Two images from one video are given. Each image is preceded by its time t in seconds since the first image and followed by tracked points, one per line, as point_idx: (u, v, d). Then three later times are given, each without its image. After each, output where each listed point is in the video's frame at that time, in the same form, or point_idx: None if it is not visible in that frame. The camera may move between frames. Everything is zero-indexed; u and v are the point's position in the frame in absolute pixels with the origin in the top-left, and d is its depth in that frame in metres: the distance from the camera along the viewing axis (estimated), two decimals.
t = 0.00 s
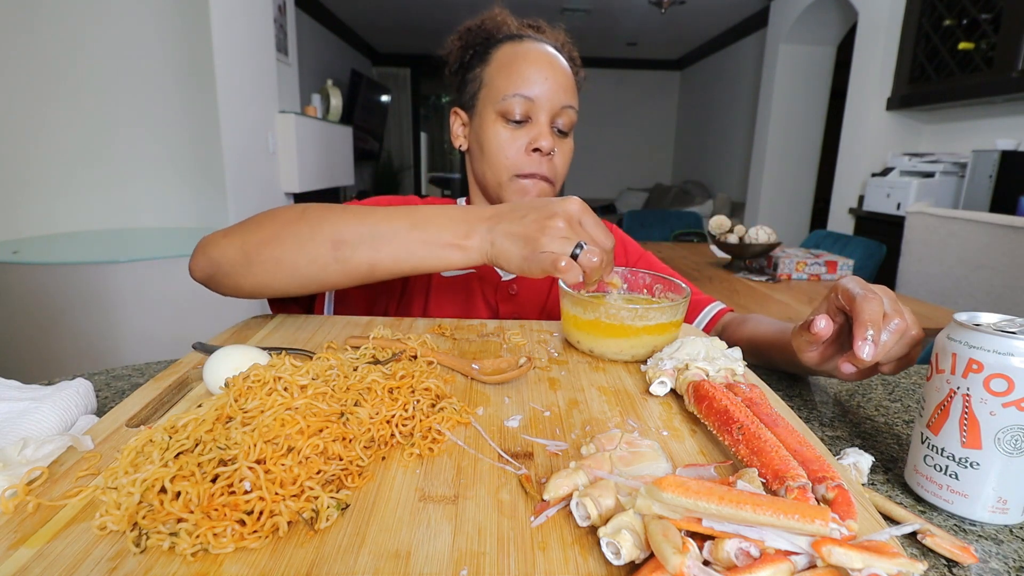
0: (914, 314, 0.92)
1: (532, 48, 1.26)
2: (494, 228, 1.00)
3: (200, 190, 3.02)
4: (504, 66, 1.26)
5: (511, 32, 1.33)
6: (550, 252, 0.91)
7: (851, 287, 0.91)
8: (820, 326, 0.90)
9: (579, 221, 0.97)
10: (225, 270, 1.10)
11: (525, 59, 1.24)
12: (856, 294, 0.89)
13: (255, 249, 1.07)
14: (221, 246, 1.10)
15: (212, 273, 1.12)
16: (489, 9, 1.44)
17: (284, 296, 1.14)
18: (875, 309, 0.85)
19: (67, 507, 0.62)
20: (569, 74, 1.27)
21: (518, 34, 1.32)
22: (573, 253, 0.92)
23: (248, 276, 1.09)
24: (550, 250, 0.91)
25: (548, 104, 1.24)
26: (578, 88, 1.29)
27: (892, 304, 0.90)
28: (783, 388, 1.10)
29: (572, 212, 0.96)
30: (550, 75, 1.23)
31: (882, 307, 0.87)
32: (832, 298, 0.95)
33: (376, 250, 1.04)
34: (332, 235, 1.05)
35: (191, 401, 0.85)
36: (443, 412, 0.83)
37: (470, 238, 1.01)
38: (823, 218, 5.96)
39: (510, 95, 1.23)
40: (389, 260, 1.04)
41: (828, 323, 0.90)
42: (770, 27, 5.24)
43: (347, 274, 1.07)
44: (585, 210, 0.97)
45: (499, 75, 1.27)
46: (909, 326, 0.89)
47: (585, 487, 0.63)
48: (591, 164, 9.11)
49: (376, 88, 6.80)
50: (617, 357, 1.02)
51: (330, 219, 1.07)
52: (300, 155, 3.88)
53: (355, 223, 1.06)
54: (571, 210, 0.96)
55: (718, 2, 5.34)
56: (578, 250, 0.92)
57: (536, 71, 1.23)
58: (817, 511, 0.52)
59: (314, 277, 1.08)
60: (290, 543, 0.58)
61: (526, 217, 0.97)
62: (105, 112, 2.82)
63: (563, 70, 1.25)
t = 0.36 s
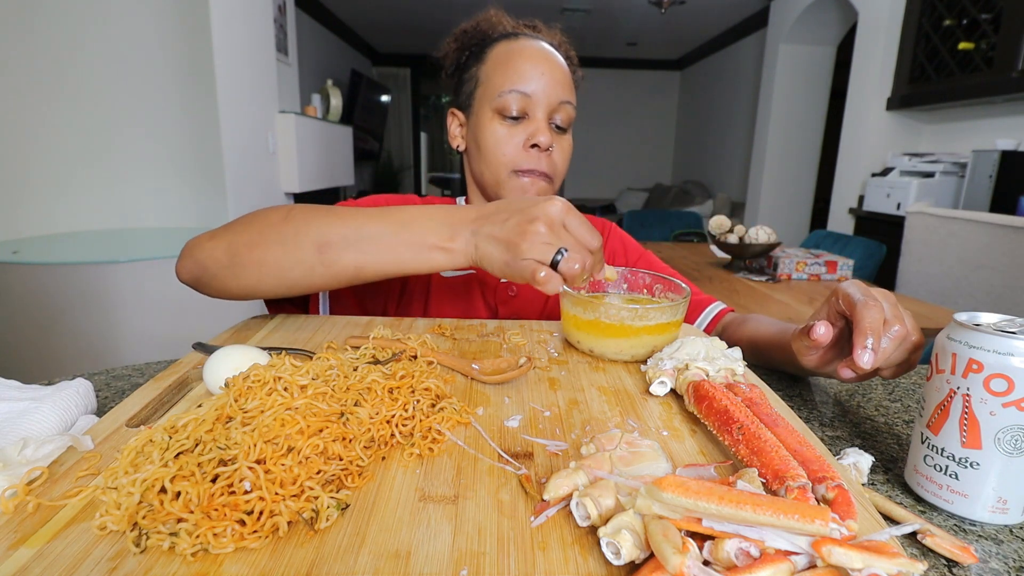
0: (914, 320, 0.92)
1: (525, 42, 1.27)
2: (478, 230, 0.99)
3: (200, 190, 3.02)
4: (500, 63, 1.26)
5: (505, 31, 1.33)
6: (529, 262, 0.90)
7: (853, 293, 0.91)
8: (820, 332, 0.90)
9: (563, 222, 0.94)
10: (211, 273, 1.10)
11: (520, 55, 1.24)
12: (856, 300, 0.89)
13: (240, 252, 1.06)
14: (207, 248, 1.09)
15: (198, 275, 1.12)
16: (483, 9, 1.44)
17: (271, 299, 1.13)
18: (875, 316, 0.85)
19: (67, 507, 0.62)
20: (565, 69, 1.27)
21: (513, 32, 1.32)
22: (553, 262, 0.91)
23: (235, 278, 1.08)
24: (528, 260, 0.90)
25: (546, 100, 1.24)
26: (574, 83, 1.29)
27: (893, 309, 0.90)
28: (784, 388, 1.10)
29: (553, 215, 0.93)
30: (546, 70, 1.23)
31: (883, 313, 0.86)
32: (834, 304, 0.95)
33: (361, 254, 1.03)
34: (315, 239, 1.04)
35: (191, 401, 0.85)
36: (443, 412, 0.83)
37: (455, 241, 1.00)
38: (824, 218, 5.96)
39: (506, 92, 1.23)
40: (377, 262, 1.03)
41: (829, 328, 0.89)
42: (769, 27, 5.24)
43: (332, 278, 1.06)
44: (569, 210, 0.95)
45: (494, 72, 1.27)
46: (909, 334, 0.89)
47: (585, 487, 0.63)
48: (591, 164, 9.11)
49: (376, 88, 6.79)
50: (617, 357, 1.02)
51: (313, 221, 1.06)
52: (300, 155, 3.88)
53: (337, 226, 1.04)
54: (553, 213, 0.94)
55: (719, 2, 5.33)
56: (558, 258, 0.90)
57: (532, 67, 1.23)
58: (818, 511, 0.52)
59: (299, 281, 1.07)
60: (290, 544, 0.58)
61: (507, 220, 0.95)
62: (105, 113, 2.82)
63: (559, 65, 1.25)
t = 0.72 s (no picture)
0: (911, 324, 0.92)
1: (532, 36, 1.26)
2: (436, 234, 0.95)
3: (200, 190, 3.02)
4: (502, 58, 1.26)
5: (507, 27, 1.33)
6: (489, 276, 0.90)
7: (849, 296, 0.91)
8: (816, 335, 0.90)
9: (522, 224, 0.90)
10: (175, 281, 1.09)
11: (522, 50, 1.24)
12: (853, 303, 0.89)
13: (202, 261, 1.06)
14: (168, 257, 1.09)
15: (163, 282, 1.12)
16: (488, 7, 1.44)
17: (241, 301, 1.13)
18: (872, 321, 0.85)
19: (67, 507, 0.62)
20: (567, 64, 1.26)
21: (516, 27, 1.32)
22: (513, 273, 0.90)
23: (198, 286, 1.08)
24: (487, 274, 0.90)
25: (548, 94, 1.23)
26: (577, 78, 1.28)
27: (890, 313, 0.90)
28: (783, 389, 1.10)
29: (509, 221, 0.89)
30: (547, 64, 1.23)
31: (879, 318, 0.86)
32: (832, 305, 0.95)
33: (320, 261, 1.02)
34: (272, 247, 1.02)
35: (192, 401, 0.85)
36: (443, 412, 0.83)
37: (417, 244, 0.97)
38: (823, 218, 5.96)
39: (507, 87, 1.23)
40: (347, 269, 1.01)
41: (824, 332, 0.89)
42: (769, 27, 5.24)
43: (296, 283, 1.06)
44: (528, 212, 0.89)
45: (496, 66, 1.27)
46: (905, 338, 0.90)
47: (585, 487, 0.63)
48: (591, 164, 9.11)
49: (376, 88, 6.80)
50: (617, 357, 1.02)
51: (266, 228, 1.03)
52: (300, 155, 3.88)
53: (290, 233, 1.01)
54: (508, 220, 0.89)
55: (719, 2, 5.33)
56: (518, 270, 0.89)
57: (534, 61, 1.23)
58: (817, 511, 0.52)
59: (263, 287, 1.07)
60: (290, 543, 0.58)
61: (462, 224, 0.92)
62: (105, 112, 2.81)
63: (561, 59, 1.24)
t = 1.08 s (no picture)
0: (912, 313, 0.91)
1: (522, 28, 1.14)
2: (360, 202, 1.00)
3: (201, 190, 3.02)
4: (480, 54, 1.14)
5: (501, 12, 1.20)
6: (414, 230, 0.95)
7: (850, 285, 0.91)
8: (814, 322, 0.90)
9: (438, 177, 0.95)
10: (98, 278, 1.09)
11: (501, 47, 1.12)
12: (853, 291, 0.89)
13: (124, 254, 1.07)
14: (91, 254, 1.09)
15: (86, 281, 1.11)
16: None
17: (174, 296, 1.14)
18: (872, 308, 0.85)
19: (67, 507, 0.62)
20: (550, 66, 1.13)
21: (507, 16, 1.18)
22: (435, 224, 0.94)
23: (122, 280, 1.08)
24: (412, 227, 0.94)
25: (517, 99, 1.10)
26: (560, 85, 1.14)
27: (890, 302, 0.90)
28: (784, 389, 1.10)
29: (423, 175, 0.94)
30: (523, 65, 1.10)
31: (879, 306, 0.87)
32: (832, 296, 0.95)
33: (247, 242, 1.05)
34: (199, 232, 1.04)
35: (192, 401, 0.85)
36: (443, 412, 0.83)
37: (343, 216, 1.02)
38: (824, 218, 5.97)
39: (476, 85, 1.12)
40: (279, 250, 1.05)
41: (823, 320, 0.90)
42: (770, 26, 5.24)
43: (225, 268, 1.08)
44: (441, 167, 0.95)
45: (472, 60, 1.16)
46: (907, 325, 0.89)
47: (585, 487, 0.63)
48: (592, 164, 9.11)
49: (376, 88, 6.79)
50: (617, 357, 1.02)
51: (192, 215, 1.05)
52: (299, 155, 3.88)
53: (216, 216, 1.04)
54: (425, 174, 0.94)
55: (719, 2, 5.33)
56: (438, 220, 0.94)
57: (510, 60, 1.10)
58: (818, 511, 0.52)
59: (189, 276, 1.08)
60: (290, 544, 0.58)
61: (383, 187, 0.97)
62: (104, 112, 2.81)
63: (540, 61, 1.11)
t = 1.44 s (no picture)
0: (919, 324, 0.92)
1: (487, 39, 1.08)
2: (321, 220, 1.00)
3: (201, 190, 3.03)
4: (440, 66, 1.09)
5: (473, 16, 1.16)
6: (370, 249, 0.94)
7: (859, 298, 0.92)
8: (827, 338, 0.88)
9: (393, 194, 0.94)
10: (70, 301, 1.10)
11: (461, 59, 1.06)
12: (864, 306, 0.89)
13: (92, 276, 1.08)
14: (64, 277, 1.10)
15: (59, 304, 1.12)
16: None
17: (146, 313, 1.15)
18: (883, 323, 0.84)
19: (67, 507, 0.62)
20: (511, 78, 1.06)
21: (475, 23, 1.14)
22: (389, 245, 0.93)
23: (93, 302, 1.09)
24: (367, 246, 0.94)
25: (472, 113, 1.04)
26: (523, 98, 1.07)
27: (900, 315, 0.90)
28: (783, 389, 1.10)
29: (377, 192, 0.93)
30: (481, 77, 1.03)
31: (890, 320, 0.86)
32: (842, 308, 0.95)
33: (214, 264, 1.05)
34: (164, 253, 1.04)
35: (192, 401, 0.85)
36: (443, 412, 0.83)
37: (305, 234, 1.03)
38: (824, 218, 5.97)
39: (433, 99, 1.06)
40: (256, 261, 1.05)
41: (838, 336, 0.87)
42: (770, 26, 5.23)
43: (193, 288, 1.08)
44: (395, 185, 0.93)
45: (433, 73, 1.11)
46: (915, 338, 0.89)
47: (585, 487, 0.63)
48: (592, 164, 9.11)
49: (376, 88, 6.79)
50: (617, 357, 1.02)
51: (159, 236, 1.05)
52: (299, 155, 3.88)
53: (182, 238, 1.05)
54: (380, 191, 0.93)
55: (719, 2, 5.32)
56: (391, 240, 0.92)
57: (467, 73, 1.04)
58: (818, 511, 0.52)
59: (158, 297, 1.08)
60: (290, 544, 0.58)
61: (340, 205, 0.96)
62: (104, 112, 2.81)
63: (500, 73, 1.05)
